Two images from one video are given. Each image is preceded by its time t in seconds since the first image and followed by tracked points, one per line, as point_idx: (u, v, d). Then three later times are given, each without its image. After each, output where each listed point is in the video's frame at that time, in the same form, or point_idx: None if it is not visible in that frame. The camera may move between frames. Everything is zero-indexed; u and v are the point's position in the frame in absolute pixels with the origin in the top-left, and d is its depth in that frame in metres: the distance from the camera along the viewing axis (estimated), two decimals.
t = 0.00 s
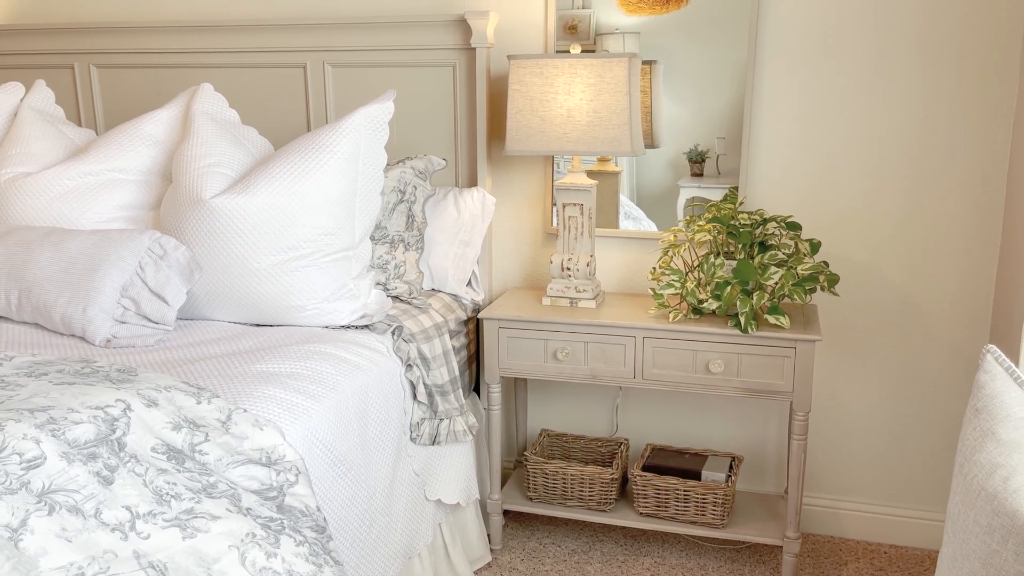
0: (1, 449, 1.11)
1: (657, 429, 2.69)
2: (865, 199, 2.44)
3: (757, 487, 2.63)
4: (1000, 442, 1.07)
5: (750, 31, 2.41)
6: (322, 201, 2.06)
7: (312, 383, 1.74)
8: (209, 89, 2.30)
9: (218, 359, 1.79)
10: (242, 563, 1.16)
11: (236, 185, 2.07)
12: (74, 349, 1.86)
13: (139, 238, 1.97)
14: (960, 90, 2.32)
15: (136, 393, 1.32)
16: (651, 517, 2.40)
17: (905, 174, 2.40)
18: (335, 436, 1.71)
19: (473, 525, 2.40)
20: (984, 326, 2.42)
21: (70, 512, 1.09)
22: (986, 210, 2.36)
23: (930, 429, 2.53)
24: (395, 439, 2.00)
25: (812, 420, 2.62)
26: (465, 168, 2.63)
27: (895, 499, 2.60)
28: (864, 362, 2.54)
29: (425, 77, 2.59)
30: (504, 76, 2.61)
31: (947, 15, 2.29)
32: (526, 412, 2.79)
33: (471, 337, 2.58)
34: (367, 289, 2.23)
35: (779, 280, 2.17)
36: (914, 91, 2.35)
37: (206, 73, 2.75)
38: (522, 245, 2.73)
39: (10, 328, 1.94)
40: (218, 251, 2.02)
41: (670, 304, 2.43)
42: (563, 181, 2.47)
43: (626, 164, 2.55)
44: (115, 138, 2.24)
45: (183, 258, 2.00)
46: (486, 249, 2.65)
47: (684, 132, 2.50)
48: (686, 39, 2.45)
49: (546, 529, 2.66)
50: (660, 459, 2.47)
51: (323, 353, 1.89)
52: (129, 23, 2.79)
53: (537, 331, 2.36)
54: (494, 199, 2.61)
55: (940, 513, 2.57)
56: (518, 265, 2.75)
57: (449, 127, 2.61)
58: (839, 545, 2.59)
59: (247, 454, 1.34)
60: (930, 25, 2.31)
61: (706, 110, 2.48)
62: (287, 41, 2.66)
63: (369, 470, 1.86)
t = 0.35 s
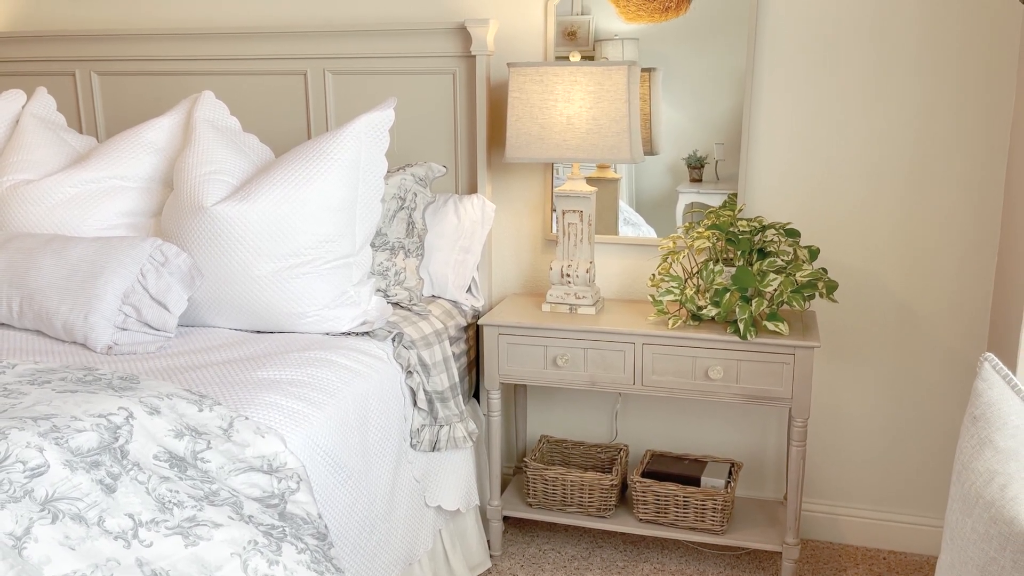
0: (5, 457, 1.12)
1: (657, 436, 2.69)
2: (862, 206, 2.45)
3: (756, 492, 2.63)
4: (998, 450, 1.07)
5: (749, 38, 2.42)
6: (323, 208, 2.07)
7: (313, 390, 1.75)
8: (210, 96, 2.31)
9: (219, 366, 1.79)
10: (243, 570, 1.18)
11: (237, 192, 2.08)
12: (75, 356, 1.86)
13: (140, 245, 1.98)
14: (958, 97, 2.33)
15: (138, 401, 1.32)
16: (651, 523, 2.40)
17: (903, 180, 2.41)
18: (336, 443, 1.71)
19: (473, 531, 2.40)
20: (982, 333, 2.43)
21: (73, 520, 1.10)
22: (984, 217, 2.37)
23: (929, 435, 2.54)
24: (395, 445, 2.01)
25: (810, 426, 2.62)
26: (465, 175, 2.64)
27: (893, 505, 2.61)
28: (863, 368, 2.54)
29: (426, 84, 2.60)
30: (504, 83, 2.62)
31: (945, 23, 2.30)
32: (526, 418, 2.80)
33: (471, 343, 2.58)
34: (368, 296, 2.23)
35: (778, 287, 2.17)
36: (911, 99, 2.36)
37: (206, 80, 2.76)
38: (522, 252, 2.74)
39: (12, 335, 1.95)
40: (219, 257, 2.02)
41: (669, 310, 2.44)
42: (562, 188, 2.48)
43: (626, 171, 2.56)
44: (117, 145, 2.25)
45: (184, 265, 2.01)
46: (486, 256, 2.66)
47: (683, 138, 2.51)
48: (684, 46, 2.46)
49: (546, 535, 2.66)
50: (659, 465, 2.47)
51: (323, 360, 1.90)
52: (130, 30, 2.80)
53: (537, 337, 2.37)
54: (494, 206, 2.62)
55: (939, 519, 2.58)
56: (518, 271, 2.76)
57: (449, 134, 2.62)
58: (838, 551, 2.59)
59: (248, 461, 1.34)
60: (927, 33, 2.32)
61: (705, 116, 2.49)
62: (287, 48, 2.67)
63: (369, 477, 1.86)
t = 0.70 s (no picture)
0: (7, 469, 1.13)
1: (656, 445, 2.70)
2: (859, 217, 2.47)
3: (755, 502, 2.64)
4: (993, 461, 1.08)
5: (746, 50, 2.44)
6: (323, 219, 2.08)
7: (312, 400, 1.76)
8: (210, 107, 2.32)
9: (220, 376, 1.80)
10: None
11: (237, 203, 2.09)
12: (76, 366, 1.87)
13: (141, 256, 1.99)
14: (954, 108, 2.34)
15: (139, 412, 1.33)
16: (650, 532, 2.41)
17: (900, 191, 2.42)
18: (335, 453, 1.72)
19: (472, 541, 2.40)
20: (979, 342, 2.44)
21: (74, 532, 1.11)
22: (981, 227, 2.38)
23: (927, 444, 2.55)
24: (394, 455, 2.01)
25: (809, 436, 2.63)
26: (464, 185, 2.66)
27: (892, 514, 2.61)
28: (861, 378, 2.55)
29: (425, 95, 2.62)
30: (503, 94, 2.63)
31: (941, 35, 2.32)
32: (525, 428, 2.80)
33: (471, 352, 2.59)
34: (367, 306, 2.24)
35: (775, 297, 2.18)
36: (908, 110, 2.37)
37: (207, 91, 2.78)
38: (521, 262, 2.75)
39: (13, 345, 1.95)
40: (219, 268, 2.03)
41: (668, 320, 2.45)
42: (561, 199, 2.49)
43: (624, 182, 2.58)
44: (118, 156, 2.26)
45: (185, 276, 2.01)
46: (485, 266, 2.67)
47: (681, 149, 2.53)
48: (682, 57, 2.48)
49: (545, 545, 2.66)
50: (658, 475, 2.48)
51: (323, 370, 1.91)
52: (131, 41, 2.81)
53: (536, 347, 2.38)
54: (493, 216, 2.64)
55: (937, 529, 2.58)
56: (517, 281, 2.77)
57: (449, 144, 2.64)
58: (837, 561, 2.59)
59: (248, 472, 1.35)
60: (923, 45, 2.33)
61: (703, 127, 2.50)
62: (287, 59, 2.69)
63: (369, 487, 1.87)
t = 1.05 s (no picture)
0: (15, 483, 1.14)
1: (656, 459, 2.71)
2: (858, 232, 2.48)
3: (755, 516, 2.64)
4: (992, 476, 1.09)
5: (745, 66, 2.46)
6: (325, 234, 2.10)
7: (315, 414, 1.77)
8: (214, 123, 2.34)
9: (223, 391, 1.81)
10: None
11: (240, 218, 2.10)
12: (79, 380, 1.88)
13: (145, 270, 2.00)
14: (951, 124, 2.36)
15: (145, 426, 1.34)
16: (650, 546, 2.41)
17: (898, 206, 2.44)
18: (337, 467, 1.73)
19: (473, 555, 2.41)
20: (977, 357, 2.45)
21: (81, 546, 1.12)
22: (979, 242, 2.39)
23: (926, 458, 2.56)
24: (396, 469, 2.02)
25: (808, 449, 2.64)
26: (465, 200, 2.68)
27: (891, 528, 2.62)
28: (859, 392, 2.56)
29: (427, 111, 2.64)
30: (505, 110, 2.65)
31: (937, 52, 2.34)
32: (525, 441, 2.81)
33: (472, 366, 2.60)
34: (369, 320, 2.25)
35: (774, 311, 2.20)
36: (904, 126, 2.40)
37: (210, 107, 2.80)
38: (521, 276, 2.77)
39: (16, 359, 1.96)
40: (222, 283, 2.05)
41: (668, 334, 2.46)
42: (561, 213, 2.51)
43: (624, 196, 2.60)
44: (122, 172, 2.28)
45: (188, 290, 2.03)
46: (486, 280, 2.69)
47: (681, 164, 2.55)
48: (681, 73, 2.50)
49: (546, 559, 2.67)
50: (658, 489, 2.48)
51: (325, 384, 1.92)
52: (134, 57, 2.84)
53: (537, 361, 2.39)
54: (494, 231, 2.66)
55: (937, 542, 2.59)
56: (518, 295, 2.78)
57: (450, 159, 2.66)
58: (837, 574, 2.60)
59: (252, 487, 1.36)
60: (920, 62, 2.36)
61: (702, 142, 2.52)
62: (290, 75, 2.71)
63: (370, 501, 1.88)
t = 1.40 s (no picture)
0: (28, 504, 1.15)
1: (658, 479, 2.71)
2: (858, 253, 2.51)
3: (757, 536, 2.65)
4: (993, 497, 1.11)
5: (745, 89, 2.49)
6: (331, 255, 2.12)
7: (321, 435, 1.78)
8: (221, 145, 2.37)
9: (230, 411, 1.83)
10: None
11: (247, 240, 2.13)
12: (87, 401, 1.89)
13: (152, 292, 2.02)
14: (949, 147, 2.39)
15: (155, 447, 1.36)
16: (654, 566, 2.41)
17: (898, 226, 2.46)
18: (343, 487, 1.74)
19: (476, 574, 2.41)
20: (977, 377, 2.47)
21: (94, 566, 1.13)
22: (978, 263, 2.41)
23: (927, 478, 2.56)
24: (401, 489, 2.03)
25: (811, 469, 2.65)
26: (468, 221, 2.71)
27: (894, 548, 2.62)
28: (861, 412, 2.58)
29: (431, 133, 2.67)
30: (508, 132, 2.69)
31: (935, 76, 2.37)
32: (529, 461, 2.82)
33: (475, 386, 2.62)
34: (374, 340, 2.27)
35: (776, 332, 2.22)
36: (903, 148, 2.42)
37: (216, 129, 2.83)
38: (524, 296, 2.79)
39: (24, 380, 1.97)
40: (229, 304, 2.07)
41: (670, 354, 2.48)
42: (564, 234, 2.53)
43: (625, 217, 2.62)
44: (130, 194, 2.31)
45: (195, 311, 2.05)
46: (490, 300, 2.71)
47: (682, 186, 2.57)
48: (682, 96, 2.53)
49: None
50: (661, 508, 2.49)
51: (331, 404, 1.93)
52: (142, 79, 2.87)
53: (540, 381, 2.40)
54: (497, 251, 2.68)
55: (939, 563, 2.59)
56: (521, 315, 2.80)
57: (453, 181, 2.69)
58: None
59: (261, 507, 1.37)
60: (918, 85, 2.39)
61: (704, 164, 2.55)
62: (295, 97, 2.74)
63: (375, 521, 1.88)
